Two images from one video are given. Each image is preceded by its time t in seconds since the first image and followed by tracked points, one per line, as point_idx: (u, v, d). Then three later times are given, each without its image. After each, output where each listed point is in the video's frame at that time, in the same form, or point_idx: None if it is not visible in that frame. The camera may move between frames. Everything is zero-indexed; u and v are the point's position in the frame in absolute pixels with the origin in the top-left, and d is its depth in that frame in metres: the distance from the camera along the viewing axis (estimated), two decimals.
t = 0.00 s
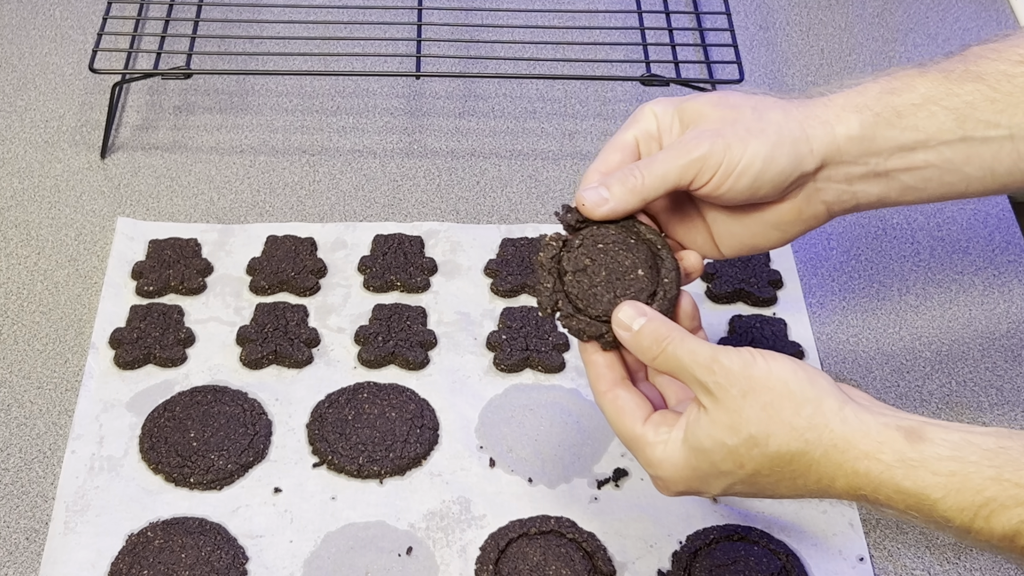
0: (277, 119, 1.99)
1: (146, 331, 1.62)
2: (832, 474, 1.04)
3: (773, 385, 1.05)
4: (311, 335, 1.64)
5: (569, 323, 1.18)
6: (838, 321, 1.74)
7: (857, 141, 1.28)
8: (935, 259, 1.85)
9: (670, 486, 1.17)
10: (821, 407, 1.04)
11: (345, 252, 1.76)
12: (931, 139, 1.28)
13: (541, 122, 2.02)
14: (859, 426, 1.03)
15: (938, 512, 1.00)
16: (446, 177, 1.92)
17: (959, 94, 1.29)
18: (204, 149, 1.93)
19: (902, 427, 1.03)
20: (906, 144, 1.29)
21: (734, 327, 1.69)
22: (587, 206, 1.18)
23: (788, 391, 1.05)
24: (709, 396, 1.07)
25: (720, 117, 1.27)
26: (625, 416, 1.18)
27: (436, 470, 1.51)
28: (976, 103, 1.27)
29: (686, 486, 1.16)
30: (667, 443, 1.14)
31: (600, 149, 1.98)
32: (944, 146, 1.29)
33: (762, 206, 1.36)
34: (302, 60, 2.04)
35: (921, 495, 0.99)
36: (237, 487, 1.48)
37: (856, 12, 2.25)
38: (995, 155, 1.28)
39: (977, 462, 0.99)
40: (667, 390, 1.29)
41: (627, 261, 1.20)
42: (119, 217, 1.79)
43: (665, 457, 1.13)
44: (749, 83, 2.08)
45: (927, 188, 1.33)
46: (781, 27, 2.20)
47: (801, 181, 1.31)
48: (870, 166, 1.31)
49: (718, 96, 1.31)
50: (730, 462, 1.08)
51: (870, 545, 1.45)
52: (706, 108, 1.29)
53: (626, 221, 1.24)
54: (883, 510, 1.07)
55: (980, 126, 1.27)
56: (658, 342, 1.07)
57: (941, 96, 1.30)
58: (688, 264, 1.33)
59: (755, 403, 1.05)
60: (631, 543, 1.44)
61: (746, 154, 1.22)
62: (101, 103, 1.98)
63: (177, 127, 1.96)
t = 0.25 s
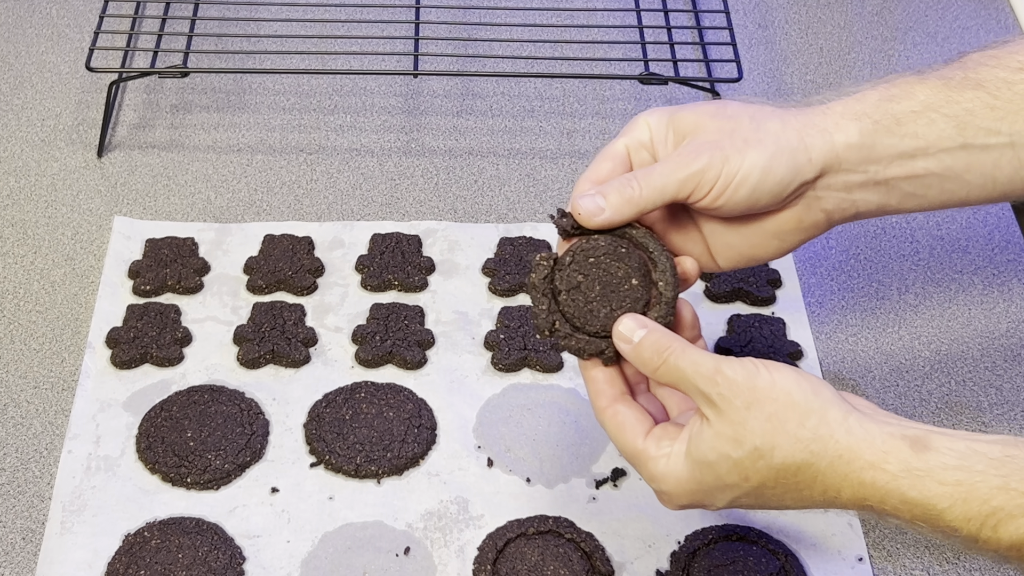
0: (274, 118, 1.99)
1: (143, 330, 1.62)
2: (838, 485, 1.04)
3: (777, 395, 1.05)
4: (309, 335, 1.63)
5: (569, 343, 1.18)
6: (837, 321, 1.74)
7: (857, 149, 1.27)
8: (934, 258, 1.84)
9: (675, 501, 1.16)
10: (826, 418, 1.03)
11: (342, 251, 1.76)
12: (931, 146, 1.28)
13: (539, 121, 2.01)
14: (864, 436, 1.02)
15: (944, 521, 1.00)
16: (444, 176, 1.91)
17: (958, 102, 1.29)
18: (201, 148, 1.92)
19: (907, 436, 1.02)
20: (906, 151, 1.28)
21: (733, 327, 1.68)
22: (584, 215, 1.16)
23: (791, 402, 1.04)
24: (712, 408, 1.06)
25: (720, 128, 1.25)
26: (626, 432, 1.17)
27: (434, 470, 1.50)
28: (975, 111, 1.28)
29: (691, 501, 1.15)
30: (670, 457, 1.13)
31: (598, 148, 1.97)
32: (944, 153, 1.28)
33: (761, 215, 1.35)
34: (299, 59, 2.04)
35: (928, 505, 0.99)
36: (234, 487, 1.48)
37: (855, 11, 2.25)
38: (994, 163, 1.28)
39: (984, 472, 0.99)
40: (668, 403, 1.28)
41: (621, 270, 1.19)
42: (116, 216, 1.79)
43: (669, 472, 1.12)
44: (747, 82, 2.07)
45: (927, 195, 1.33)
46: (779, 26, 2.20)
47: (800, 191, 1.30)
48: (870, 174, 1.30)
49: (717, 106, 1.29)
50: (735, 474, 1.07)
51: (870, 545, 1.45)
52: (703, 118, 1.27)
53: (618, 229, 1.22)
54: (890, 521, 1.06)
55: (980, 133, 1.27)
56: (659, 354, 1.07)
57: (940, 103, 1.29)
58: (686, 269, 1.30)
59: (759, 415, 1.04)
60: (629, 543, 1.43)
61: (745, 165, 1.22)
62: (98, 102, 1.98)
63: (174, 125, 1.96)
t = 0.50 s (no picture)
0: (272, 117, 1.98)
1: (140, 329, 1.61)
2: (833, 490, 1.03)
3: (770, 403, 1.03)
4: (307, 334, 1.62)
5: (563, 359, 1.16)
6: (837, 320, 1.73)
7: (856, 163, 1.27)
8: (934, 258, 1.84)
9: (668, 513, 1.14)
10: (819, 424, 1.02)
11: (340, 250, 1.75)
12: (930, 158, 1.27)
13: (537, 119, 2.01)
14: (857, 441, 1.02)
15: (937, 523, 0.99)
16: (442, 174, 1.91)
17: (956, 112, 1.28)
18: (198, 147, 1.92)
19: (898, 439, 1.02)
20: (905, 164, 1.27)
21: (732, 326, 1.68)
22: (588, 230, 1.16)
23: (784, 409, 1.03)
24: (704, 419, 1.04)
25: (722, 145, 1.24)
26: (616, 448, 1.14)
27: (432, 470, 1.49)
28: (973, 121, 1.27)
29: (685, 512, 1.13)
30: (663, 471, 1.11)
31: (597, 146, 1.97)
32: (942, 164, 1.27)
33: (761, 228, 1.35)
34: (297, 57, 2.03)
35: (922, 508, 0.99)
36: (231, 487, 1.47)
37: (854, 9, 2.24)
38: (993, 172, 1.27)
39: (976, 473, 0.99)
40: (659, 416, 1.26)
41: (608, 283, 1.17)
42: (113, 215, 1.78)
43: (663, 485, 1.10)
44: (746, 81, 2.07)
45: (926, 204, 1.32)
46: (778, 24, 2.19)
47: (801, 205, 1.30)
48: (869, 187, 1.29)
49: (719, 120, 1.27)
50: (729, 483, 1.05)
51: (869, 545, 1.44)
52: (706, 132, 1.26)
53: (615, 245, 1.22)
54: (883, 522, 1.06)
55: (978, 143, 1.26)
56: (647, 363, 1.04)
57: (938, 114, 1.28)
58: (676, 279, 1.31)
59: (753, 424, 1.02)
60: (628, 543, 1.43)
61: (746, 183, 1.22)
62: (94, 100, 1.97)
63: (171, 124, 1.95)
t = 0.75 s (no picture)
0: (270, 115, 1.98)
1: (137, 329, 1.61)
2: (804, 488, 1.02)
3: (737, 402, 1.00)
4: (304, 333, 1.62)
5: (536, 367, 1.13)
6: (835, 319, 1.73)
7: (854, 186, 1.25)
8: (933, 257, 1.83)
9: (641, 514, 1.14)
10: (786, 423, 1.00)
11: (338, 249, 1.75)
12: (929, 178, 1.25)
13: (536, 118, 2.00)
14: (825, 437, 1.00)
15: (908, 517, 0.98)
16: (440, 173, 1.90)
17: (952, 132, 1.25)
18: (195, 146, 1.91)
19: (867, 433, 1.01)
20: (904, 185, 1.26)
21: (732, 325, 1.67)
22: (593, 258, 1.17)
23: (751, 407, 1.00)
24: (671, 420, 1.02)
25: (723, 169, 1.23)
26: (584, 453, 1.14)
27: (430, 470, 1.49)
28: (970, 140, 1.24)
29: (657, 511, 1.13)
30: (633, 475, 1.10)
31: (595, 145, 1.96)
32: (942, 185, 1.25)
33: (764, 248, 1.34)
34: (295, 56, 2.03)
35: (892, 504, 0.98)
36: (229, 487, 1.47)
37: (854, 8, 2.24)
38: (993, 190, 1.25)
39: (946, 466, 0.97)
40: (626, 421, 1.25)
41: (573, 287, 1.16)
42: (110, 214, 1.77)
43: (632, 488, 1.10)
44: (745, 79, 2.06)
45: (927, 224, 1.31)
46: (778, 23, 2.19)
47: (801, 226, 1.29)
48: (869, 209, 1.28)
49: (720, 143, 1.26)
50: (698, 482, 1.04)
51: (869, 545, 1.44)
52: (708, 154, 1.25)
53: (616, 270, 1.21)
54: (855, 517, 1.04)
55: (976, 161, 1.23)
56: (609, 367, 1.03)
57: (935, 134, 1.26)
58: (670, 300, 1.33)
59: (720, 425, 1.00)
60: (627, 543, 1.42)
61: (746, 208, 1.22)
62: (91, 99, 1.97)
63: (168, 123, 1.95)
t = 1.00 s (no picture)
0: (267, 114, 1.97)
1: (134, 328, 1.60)
2: (775, 499, 1.00)
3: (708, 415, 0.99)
4: (302, 333, 1.61)
5: (496, 382, 1.08)
6: (835, 319, 1.72)
7: (854, 208, 1.24)
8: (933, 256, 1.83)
9: (611, 534, 1.10)
10: (757, 433, 0.99)
11: (335, 248, 1.74)
12: (927, 198, 1.24)
13: (534, 117, 2.00)
14: (796, 446, 0.99)
15: (881, 526, 0.97)
16: (438, 172, 1.90)
17: (949, 151, 1.25)
18: (193, 144, 1.91)
19: (836, 443, 1.00)
20: (904, 205, 1.25)
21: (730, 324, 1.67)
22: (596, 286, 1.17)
23: (722, 418, 0.99)
24: (640, 435, 1.00)
25: (726, 196, 1.21)
26: (547, 470, 1.10)
27: (427, 470, 1.49)
28: (967, 158, 1.24)
29: (629, 530, 1.09)
30: (598, 493, 1.07)
31: (594, 144, 1.96)
32: (941, 203, 1.25)
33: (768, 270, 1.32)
34: (292, 55, 2.02)
35: (865, 514, 0.97)
36: (226, 487, 1.46)
37: (853, 6, 2.23)
38: (992, 207, 1.24)
39: (919, 474, 0.98)
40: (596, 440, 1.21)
41: (531, 302, 1.10)
42: (107, 213, 1.77)
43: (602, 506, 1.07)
44: (744, 78, 2.06)
45: (926, 242, 1.29)
46: (777, 21, 2.18)
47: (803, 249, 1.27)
48: (869, 230, 1.26)
49: (725, 168, 1.24)
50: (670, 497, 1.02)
51: (868, 544, 1.43)
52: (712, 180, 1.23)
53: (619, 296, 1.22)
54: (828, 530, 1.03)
55: (973, 179, 1.23)
56: (574, 380, 1.00)
57: (932, 153, 1.25)
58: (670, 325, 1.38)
59: (691, 438, 0.98)
60: (625, 543, 1.42)
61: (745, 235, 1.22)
62: (88, 98, 1.96)
63: (166, 122, 1.94)
